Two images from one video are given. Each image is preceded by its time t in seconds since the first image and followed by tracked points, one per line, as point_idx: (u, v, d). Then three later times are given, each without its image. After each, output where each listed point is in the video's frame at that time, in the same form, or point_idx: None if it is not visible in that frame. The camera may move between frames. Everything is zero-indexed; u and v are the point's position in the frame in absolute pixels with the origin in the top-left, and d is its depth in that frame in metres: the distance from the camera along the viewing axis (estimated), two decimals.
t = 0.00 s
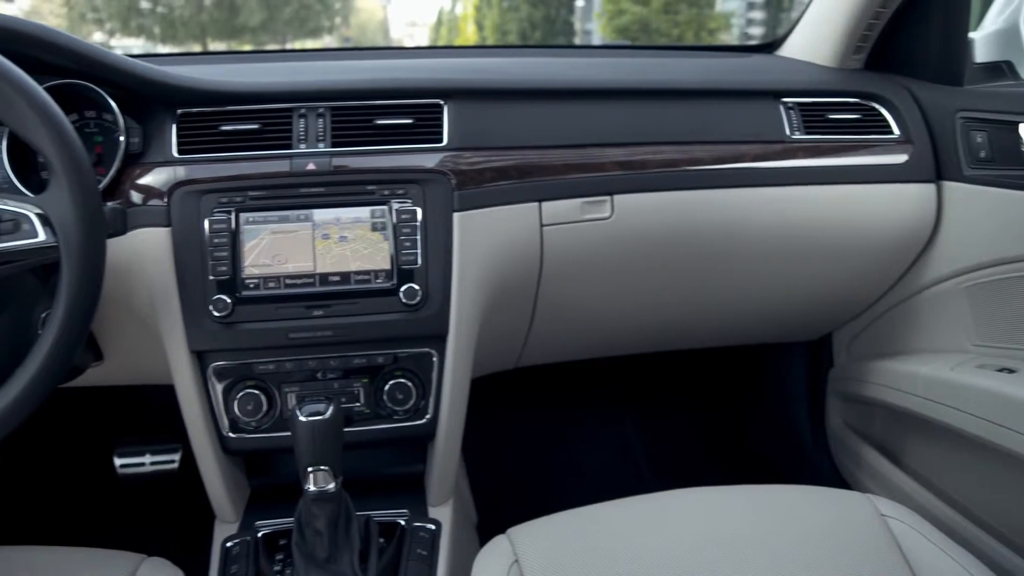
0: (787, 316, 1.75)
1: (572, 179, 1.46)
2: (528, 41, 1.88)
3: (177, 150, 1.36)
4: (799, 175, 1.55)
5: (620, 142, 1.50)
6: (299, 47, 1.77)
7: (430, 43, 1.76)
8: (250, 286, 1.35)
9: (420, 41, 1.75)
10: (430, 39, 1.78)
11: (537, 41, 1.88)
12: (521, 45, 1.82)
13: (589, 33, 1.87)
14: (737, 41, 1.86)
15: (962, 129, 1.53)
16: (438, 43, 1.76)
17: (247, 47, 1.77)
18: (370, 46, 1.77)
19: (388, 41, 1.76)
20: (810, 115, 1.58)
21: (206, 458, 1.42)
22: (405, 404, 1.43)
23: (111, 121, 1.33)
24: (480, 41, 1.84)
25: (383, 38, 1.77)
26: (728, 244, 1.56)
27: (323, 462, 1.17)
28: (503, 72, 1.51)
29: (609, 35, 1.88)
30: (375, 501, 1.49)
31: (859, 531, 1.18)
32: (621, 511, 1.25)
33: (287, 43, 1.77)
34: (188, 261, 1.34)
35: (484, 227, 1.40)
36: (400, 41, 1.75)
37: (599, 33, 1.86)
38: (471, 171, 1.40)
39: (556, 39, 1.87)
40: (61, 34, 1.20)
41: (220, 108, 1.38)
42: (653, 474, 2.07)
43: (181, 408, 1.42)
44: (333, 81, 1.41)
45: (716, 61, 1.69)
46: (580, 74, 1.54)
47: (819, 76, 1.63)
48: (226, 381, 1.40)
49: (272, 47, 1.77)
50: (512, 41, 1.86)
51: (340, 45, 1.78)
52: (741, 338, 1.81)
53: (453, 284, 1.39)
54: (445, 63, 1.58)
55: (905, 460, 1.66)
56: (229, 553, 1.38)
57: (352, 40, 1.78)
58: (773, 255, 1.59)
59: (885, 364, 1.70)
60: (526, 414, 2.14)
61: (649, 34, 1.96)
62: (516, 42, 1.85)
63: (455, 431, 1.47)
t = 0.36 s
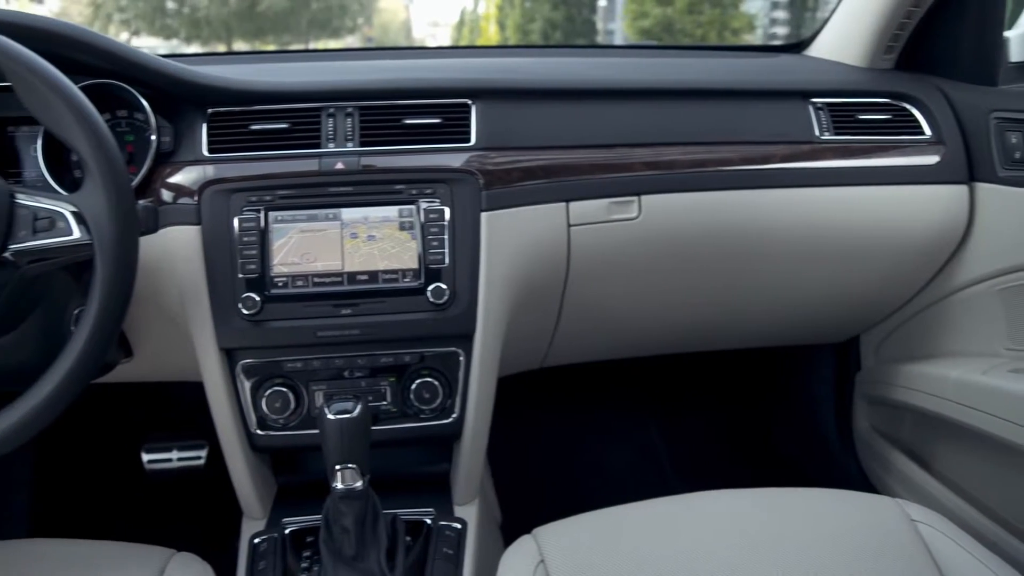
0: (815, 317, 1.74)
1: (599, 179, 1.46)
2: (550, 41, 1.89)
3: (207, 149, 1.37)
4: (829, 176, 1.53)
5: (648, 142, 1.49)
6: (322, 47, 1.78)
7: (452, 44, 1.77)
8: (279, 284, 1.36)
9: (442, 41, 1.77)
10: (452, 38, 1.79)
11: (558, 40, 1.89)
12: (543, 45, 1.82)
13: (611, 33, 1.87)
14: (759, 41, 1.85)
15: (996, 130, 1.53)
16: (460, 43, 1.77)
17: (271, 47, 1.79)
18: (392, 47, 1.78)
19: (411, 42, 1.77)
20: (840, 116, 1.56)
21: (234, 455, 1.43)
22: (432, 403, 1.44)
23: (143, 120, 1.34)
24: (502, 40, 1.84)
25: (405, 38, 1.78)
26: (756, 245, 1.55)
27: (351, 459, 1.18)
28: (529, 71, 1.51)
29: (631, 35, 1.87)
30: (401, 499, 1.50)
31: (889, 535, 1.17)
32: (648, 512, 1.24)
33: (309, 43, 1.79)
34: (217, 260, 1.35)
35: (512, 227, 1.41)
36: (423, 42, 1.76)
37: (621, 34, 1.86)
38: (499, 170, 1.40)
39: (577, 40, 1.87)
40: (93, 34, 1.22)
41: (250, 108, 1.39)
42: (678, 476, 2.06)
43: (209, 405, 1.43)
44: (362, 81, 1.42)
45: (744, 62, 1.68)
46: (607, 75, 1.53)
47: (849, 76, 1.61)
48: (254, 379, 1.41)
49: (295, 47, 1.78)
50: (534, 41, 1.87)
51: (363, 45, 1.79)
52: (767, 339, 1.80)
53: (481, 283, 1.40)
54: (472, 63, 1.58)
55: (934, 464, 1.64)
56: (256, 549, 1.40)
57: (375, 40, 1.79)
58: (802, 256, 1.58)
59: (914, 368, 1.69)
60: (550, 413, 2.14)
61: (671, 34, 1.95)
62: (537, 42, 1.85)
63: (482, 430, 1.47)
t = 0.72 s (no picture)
0: (848, 320, 1.72)
1: (631, 180, 1.46)
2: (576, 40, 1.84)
3: (241, 148, 1.38)
4: (864, 178, 1.52)
5: (680, 143, 1.48)
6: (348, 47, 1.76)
7: (478, 44, 1.79)
8: (311, 283, 1.37)
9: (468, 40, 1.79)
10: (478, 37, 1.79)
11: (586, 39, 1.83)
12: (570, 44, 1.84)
13: (638, 33, 1.81)
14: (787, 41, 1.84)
15: None
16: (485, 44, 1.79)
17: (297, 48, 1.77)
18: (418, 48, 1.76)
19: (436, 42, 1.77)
20: (875, 117, 1.55)
21: (266, 452, 1.45)
22: (462, 403, 1.44)
23: (177, 120, 1.35)
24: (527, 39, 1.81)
25: (429, 38, 1.76)
26: (788, 247, 1.54)
27: (382, 458, 1.19)
28: (560, 71, 1.50)
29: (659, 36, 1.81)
30: (431, 498, 1.51)
31: (923, 542, 1.16)
32: (678, 514, 1.24)
33: (336, 43, 1.75)
34: (250, 258, 1.36)
35: (543, 228, 1.41)
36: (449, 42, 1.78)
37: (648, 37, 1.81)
38: (530, 170, 1.40)
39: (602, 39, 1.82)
40: (127, 33, 1.24)
41: (283, 107, 1.40)
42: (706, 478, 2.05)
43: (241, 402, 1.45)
44: (394, 80, 1.42)
45: (776, 61, 1.67)
46: (638, 75, 1.52)
47: (885, 76, 1.59)
48: (286, 377, 1.42)
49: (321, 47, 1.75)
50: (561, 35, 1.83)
51: (388, 45, 1.75)
52: (798, 342, 1.78)
53: (512, 284, 1.40)
54: (501, 63, 1.58)
55: (968, 469, 1.62)
56: (288, 546, 1.41)
57: (400, 41, 1.75)
58: (836, 259, 1.57)
59: (949, 373, 1.66)
60: (577, 414, 2.13)
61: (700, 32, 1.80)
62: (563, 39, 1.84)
63: (511, 431, 1.48)
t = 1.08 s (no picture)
0: (882, 324, 1.70)
1: (664, 182, 1.45)
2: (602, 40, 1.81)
3: (275, 149, 1.39)
4: (901, 180, 1.50)
5: (714, 145, 1.47)
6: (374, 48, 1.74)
7: (503, 46, 1.78)
8: (344, 283, 1.38)
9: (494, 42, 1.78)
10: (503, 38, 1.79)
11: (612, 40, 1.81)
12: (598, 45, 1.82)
13: (665, 34, 1.80)
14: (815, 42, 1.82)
15: None
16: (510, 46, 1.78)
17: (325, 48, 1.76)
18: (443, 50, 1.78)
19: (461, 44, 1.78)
20: (912, 119, 1.53)
21: (299, 451, 1.46)
22: (494, 403, 1.45)
23: (213, 120, 1.37)
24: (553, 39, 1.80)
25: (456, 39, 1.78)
26: (822, 249, 1.52)
27: (415, 457, 1.19)
28: (592, 72, 1.49)
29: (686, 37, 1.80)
30: (461, 498, 1.51)
31: (961, 550, 1.14)
32: (710, 518, 1.23)
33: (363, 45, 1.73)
34: (284, 258, 1.37)
35: (576, 229, 1.40)
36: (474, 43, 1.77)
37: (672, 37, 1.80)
38: (563, 171, 1.40)
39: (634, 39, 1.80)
40: (163, 34, 1.26)
41: (316, 108, 1.41)
42: (736, 482, 2.04)
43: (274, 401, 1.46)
44: (427, 81, 1.42)
45: (811, 62, 1.65)
46: (671, 76, 1.51)
47: (922, 77, 1.57)
48: (319, 376, 1.43)
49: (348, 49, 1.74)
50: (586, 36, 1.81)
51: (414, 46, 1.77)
52: (831, 346, 1.76)
53: (544, 285, 1.40)
54: (532, 64, 1.57)
55: (1005, 477, 1.60)
56: (319, 543, 1.41)
57: (427, 41, 1.77)
58: (871, 262, 1.55)
59: (985, 379, 1.64)
60: (607, 416, 2.13)
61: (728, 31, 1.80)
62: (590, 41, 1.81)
63: (542, 432, 1.48)
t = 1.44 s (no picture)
0: (915, 331, 1.68)
1: (696, 187, 1.44)
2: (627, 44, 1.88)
3: (309, 152, 1.40)
4: (936, 186, 1.48)
5: (746, 149, 1.46)
6: (400, 51, 1.81)
7: (529, 50, 1.79)
8: (376, 286, 1.38)
9: (519, 46, 1.77)
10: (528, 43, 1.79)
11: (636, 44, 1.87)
12: (629, 52, 1.80)
13: (690, 37, 1.86)
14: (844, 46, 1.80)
15: None
16: (536, 49, 1.79)
17: (349, 52, 1.80)
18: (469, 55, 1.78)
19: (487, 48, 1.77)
20: (948, 123, 1.51)
21: (329, 452, 1.47)
22: (523, 407, 1.46)
23: (246, 123, 1.37)
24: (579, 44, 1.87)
25: (482, 42, 1.76)
26: (856, 256, 1.51)
27: (446, 460, 1.20)
28: (624, 76, 1.49)
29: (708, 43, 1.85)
30: (491, 501, 1.52)
31: (999, 561, 1.12)
32: (742, 525, 1.22)
33: (389, 48, 1.82)
34: (316, 261, 1.38)
35: (607, 233, 1.40)
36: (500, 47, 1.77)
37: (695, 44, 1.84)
38: (594, 176, 1.39)
39: (659, 43, 1.84)
40: (200, 39, 1.27)
41: (348, 111, 1.41)
42: (765, 490, 2.02)
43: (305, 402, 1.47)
44: (459, 85, 1.42)
45: (843, 66, 1.63)
46: (702, 80, 1.50)
47: (958, 80, 1.55)
48: (351, 378, 1.44)
49: (372, 52, 1.81)
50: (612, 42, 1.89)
51: (440, 50, 1.80)
52: (862, 353, 1.75)
53: (575, 290, 1.40)
54: (560, 68, 1.57)
55: None
56: (349, 545, 1.42)
57: (452, 46, 1.78)
58: (904, 268, 1.53)
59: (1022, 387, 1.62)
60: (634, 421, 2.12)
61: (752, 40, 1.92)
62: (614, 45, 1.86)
63: (571, 436, 1.48)
